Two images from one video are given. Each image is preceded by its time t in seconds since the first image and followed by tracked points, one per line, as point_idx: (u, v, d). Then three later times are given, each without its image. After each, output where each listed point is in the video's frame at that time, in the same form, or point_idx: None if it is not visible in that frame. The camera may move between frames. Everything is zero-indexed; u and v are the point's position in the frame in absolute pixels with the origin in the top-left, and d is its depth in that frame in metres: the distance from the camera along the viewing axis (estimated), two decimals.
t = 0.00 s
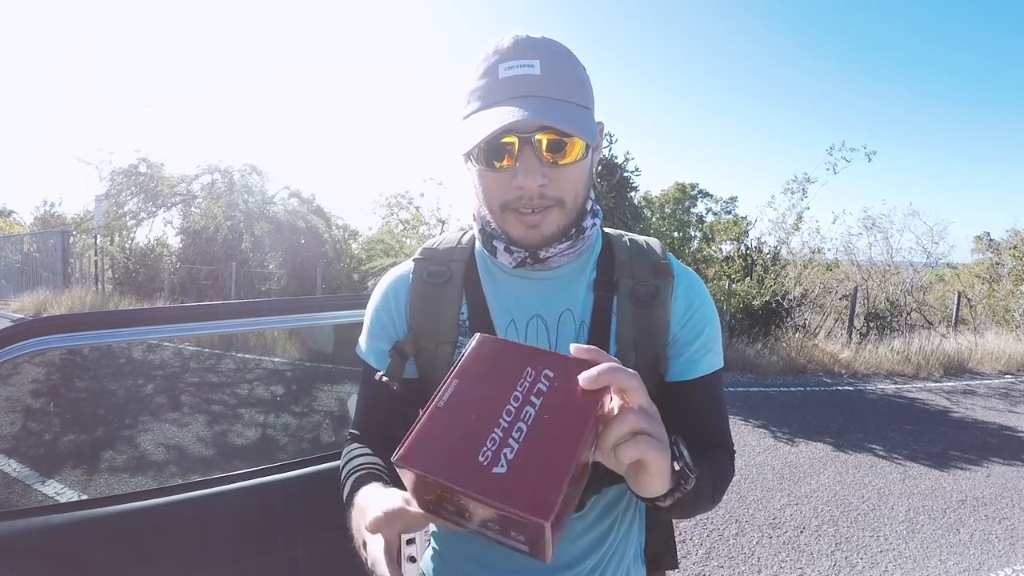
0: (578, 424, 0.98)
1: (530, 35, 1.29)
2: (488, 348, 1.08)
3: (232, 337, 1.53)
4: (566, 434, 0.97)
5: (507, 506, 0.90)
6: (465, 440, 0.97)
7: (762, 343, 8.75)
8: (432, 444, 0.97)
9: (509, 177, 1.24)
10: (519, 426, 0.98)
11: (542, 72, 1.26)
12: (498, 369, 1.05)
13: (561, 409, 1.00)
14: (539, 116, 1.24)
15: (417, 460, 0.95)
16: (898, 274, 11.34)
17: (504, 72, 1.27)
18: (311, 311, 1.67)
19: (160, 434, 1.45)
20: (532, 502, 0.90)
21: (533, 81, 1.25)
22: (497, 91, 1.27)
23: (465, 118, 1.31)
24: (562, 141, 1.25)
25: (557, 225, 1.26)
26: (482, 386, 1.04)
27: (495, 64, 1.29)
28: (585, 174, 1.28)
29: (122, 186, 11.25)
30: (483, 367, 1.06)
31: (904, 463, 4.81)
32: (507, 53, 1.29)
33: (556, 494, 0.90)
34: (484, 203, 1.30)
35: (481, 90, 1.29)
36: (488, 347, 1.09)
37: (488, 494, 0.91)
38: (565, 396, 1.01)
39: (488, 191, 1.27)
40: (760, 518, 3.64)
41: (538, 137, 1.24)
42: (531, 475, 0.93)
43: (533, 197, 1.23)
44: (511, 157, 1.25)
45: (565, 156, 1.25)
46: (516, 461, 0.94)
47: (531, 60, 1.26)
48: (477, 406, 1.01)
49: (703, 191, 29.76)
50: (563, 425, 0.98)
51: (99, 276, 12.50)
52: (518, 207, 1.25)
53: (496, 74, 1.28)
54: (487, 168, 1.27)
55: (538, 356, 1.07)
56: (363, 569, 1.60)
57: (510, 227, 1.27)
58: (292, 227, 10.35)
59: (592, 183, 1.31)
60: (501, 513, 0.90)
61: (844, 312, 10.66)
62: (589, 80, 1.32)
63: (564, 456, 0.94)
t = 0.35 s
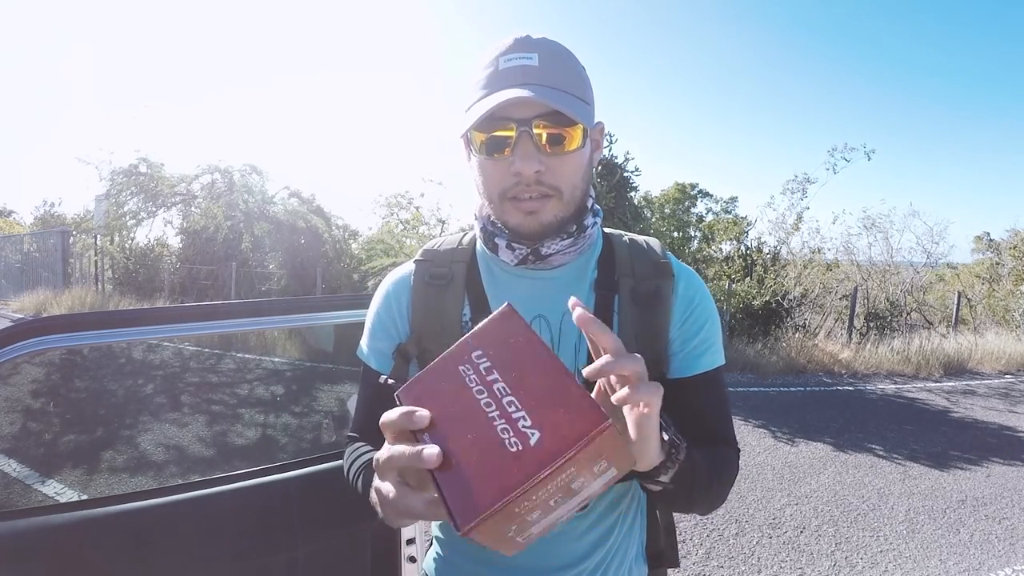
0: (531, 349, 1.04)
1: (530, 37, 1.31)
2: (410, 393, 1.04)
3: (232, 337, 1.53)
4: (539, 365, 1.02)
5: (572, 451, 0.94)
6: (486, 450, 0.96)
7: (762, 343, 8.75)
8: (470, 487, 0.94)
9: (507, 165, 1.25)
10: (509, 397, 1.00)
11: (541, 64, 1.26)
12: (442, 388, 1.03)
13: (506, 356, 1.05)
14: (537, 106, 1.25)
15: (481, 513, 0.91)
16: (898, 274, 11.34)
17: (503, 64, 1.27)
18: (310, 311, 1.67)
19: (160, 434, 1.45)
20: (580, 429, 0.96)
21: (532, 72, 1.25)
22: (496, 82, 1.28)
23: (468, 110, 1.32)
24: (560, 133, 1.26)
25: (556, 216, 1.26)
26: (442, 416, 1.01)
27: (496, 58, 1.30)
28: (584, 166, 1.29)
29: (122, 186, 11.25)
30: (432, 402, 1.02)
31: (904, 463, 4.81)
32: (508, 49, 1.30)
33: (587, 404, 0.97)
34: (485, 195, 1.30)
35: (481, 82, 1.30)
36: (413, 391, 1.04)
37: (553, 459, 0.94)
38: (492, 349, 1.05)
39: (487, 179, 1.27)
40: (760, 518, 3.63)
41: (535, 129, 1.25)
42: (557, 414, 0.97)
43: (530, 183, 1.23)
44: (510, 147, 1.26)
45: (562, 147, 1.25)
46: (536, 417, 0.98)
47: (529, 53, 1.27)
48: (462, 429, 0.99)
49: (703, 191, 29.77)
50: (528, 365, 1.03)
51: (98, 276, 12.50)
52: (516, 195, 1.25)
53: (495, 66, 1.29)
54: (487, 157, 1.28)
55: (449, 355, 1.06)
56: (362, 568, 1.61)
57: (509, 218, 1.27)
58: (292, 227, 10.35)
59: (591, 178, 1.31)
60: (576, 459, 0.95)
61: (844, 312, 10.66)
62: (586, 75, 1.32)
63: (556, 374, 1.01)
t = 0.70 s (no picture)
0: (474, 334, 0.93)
1: (519, 41, 1.31)
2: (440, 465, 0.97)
3: (232, 337, 1.53)
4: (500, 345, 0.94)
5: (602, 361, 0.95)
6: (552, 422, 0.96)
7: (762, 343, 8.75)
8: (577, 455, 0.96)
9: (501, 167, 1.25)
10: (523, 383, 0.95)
11: (529, 66, 1.26)
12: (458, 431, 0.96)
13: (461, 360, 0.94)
14: (527, 106, 1.25)
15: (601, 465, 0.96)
16: (898, 274, 11.33)
17: (493, 68, 1.28)
18: (310, 311, 1.67)
19: (160, 434, 1.45)
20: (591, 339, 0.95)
21: (520, 74, 1.26)
22: (486, 86, 1.28)
23: (461, 114, 1.32)
24: (553, 134, 1.26)
25: (551, 215, 1.26)
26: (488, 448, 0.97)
27: (487, 62, 1.30)
28: (578, 164, 1.29)
29: (122, 186, 11.25)
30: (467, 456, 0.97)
31: (904, 463, 4.81)
32: (498, 52, 1.30)
33: (580, 323, 0.94)
34: (481, 196, 1.31)
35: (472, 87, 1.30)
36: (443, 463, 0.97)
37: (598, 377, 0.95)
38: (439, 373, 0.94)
39: (483, 181, 1.28)
40: (760, 517, 3.64)
41: (527, 129, 1.26)
42: (566, 345, 0.94)
43: (524, 183, 1.24)
44: (503, 148, 1.27)
45: (555, 146, 1.25)
46: (556, 366, 0.94)
47: (517, 55, 1.27)
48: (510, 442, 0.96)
49: (703, 191, 29.79)
50: (489, 354, 0.94)
51: (98, 276, 12.51)
52: (511, 195, 1.26)
53: (484, 72, 1.29)
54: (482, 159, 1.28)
55: (429, 415, 0.95)
56: (362, 568, 1.61)
57: (506, 219, 1.27)
58: (292, 227, 10.36)
59: (587, 177, 1.32)
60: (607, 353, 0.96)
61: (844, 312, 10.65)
62: (577, 74, 1.32)
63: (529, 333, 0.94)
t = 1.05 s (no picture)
0: (457, 385, 0.88)
1: (522, 44, 1.31)
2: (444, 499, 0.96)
3: (232, 337, 1.52)
4: (484, 395, 0.89)
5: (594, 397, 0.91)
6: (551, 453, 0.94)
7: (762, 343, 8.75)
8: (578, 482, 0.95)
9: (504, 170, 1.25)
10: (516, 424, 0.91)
11: (533, 70, 1.26)
12: (459, 471, 0.95)
13: (452, 411, 0.90)
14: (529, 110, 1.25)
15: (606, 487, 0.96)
16: (898, 274, 11.34)
17: (496, 71, 1.28)
18: (310, 311, 1.67)
19: (160, 434, 1.45)
20: (580, 376, 0.90)
21: (523, 78, 1.26)
22: (490, 90, 1.28)
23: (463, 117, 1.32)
24: (555, 137, 1.26)
25: (552, 218, 1.26)
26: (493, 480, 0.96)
27: (491, 65, 1.30)
28: (579, 167, 1.29)
29: (122, 186, 11.24)
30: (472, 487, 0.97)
31: (904, 463, 4.81)
32: (501, 55, 1.30)
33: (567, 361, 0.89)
34: (483, 198, 1.31)
35: (476, 89, 1.30)
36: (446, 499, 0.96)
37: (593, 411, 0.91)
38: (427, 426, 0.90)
39: (485, 184, 1.29)
40: (760, 518, 3.64)
41: (529, 133, 1.26)
42: (556, 387, 0.90)
43: (526, 187, 1.24)
44: (506, 152, 1.27)
45: (557, 149, 1.25)
46: (548, 407, 0.90)
47: (521, 60, 1.27)
48: (511, 473, 0.96)
49: (703, 191, 29.80)
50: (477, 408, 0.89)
51: (98, 276, 12.51)
52: (513, 199, 1.26)
53: (488, 74, 1.29)
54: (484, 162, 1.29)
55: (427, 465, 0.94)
56: (362, 568, 1.61)
57: (507, 220, 1.28)
58: (292, 227, 10.35)
59: (588, 178, 1.32)
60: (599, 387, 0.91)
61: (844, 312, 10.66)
62: (579, 77, 1.32)
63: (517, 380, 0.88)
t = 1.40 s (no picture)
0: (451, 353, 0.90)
1: (533, 44, 1.30)
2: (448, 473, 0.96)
3: (232, 337, 1.52)
4: (478, 362, 0.90)
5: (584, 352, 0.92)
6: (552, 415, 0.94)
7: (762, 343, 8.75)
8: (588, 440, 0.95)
9: (510, 172, 1.25)
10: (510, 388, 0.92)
11: (543, 73, 1.26)
12: (458, 443, 0.95)
13: (447, 378, 0.91)
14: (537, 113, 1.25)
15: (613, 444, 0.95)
16: (898, 274, 11.34)
17: (506, 72, 1.27)
18: (310, 311, 1.67)
19: (160, 434, 1.45)
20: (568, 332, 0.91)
21: (532, 80, 1.25)
22: (499, 91, 1.28)
23: (468, 117, 1.31)
24: (560, 139, 1.26)
25: (555, 220, 1.26)
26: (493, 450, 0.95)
27: (501, 66, 1.29)
28: (584, 171, 1.29)
29: (122, 186, 11.24)
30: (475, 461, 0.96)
31: (904, 463, 4.81)
32: (510, 55, 1.30)
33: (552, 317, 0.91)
34: (486, 198, 1.31)
35: (484, 90, 1.30)
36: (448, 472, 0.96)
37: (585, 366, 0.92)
38: (421, 395, 0.91)
39: (489, 185, 1.28)
40: (760, 517, 3.64)
41: (536, 135, 1.25)
42: (544, 346, 0.91)
43: (531, 189, 1.24)
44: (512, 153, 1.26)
45: (564, 152, 1.25)
46: (539, 369, 0.91)
47: (531, 62, 1.27)
48: (513, 446, 0.95)
49: (703, 191, 29.79)
50: (474, 375, 0.91)
51: (99, 276, 12.51)
52: (517, 200, 1.26)
53: (497, 74, 1.29)
54: (489, 162, 1.28)
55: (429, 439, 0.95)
56: (362, 568, 1.61)
57: (510, 221, 1.28)
58: (292, 227, 10.35)
59: (591, 182, 1.32)
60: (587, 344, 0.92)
61: (844, 312, 10.66)
62: (587, 81, 1.32)
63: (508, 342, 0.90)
